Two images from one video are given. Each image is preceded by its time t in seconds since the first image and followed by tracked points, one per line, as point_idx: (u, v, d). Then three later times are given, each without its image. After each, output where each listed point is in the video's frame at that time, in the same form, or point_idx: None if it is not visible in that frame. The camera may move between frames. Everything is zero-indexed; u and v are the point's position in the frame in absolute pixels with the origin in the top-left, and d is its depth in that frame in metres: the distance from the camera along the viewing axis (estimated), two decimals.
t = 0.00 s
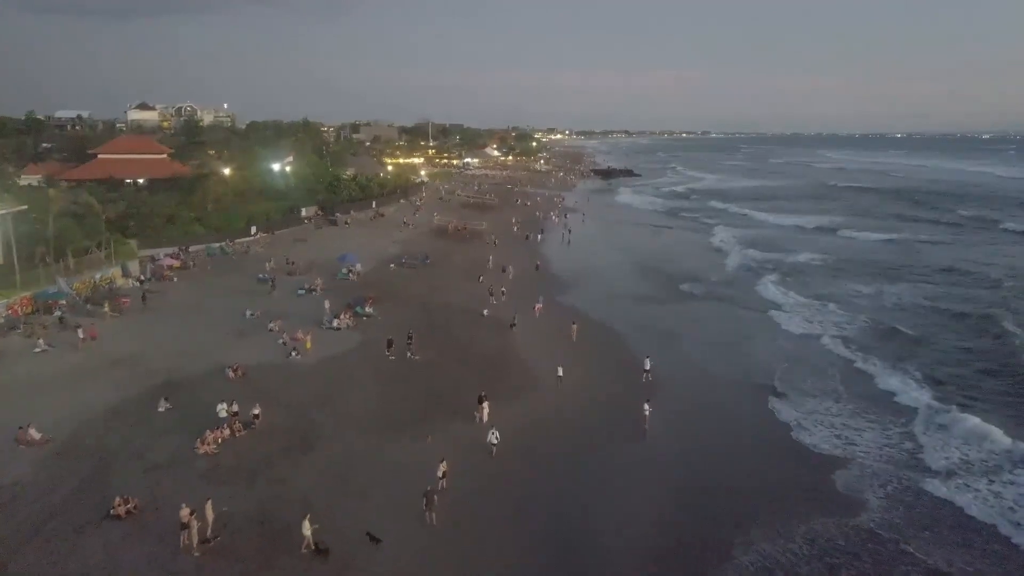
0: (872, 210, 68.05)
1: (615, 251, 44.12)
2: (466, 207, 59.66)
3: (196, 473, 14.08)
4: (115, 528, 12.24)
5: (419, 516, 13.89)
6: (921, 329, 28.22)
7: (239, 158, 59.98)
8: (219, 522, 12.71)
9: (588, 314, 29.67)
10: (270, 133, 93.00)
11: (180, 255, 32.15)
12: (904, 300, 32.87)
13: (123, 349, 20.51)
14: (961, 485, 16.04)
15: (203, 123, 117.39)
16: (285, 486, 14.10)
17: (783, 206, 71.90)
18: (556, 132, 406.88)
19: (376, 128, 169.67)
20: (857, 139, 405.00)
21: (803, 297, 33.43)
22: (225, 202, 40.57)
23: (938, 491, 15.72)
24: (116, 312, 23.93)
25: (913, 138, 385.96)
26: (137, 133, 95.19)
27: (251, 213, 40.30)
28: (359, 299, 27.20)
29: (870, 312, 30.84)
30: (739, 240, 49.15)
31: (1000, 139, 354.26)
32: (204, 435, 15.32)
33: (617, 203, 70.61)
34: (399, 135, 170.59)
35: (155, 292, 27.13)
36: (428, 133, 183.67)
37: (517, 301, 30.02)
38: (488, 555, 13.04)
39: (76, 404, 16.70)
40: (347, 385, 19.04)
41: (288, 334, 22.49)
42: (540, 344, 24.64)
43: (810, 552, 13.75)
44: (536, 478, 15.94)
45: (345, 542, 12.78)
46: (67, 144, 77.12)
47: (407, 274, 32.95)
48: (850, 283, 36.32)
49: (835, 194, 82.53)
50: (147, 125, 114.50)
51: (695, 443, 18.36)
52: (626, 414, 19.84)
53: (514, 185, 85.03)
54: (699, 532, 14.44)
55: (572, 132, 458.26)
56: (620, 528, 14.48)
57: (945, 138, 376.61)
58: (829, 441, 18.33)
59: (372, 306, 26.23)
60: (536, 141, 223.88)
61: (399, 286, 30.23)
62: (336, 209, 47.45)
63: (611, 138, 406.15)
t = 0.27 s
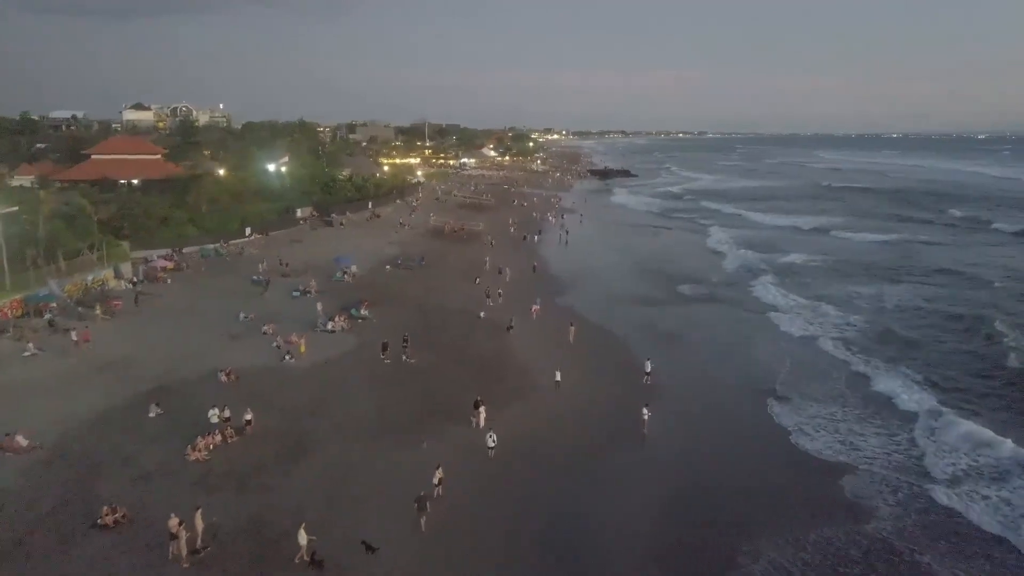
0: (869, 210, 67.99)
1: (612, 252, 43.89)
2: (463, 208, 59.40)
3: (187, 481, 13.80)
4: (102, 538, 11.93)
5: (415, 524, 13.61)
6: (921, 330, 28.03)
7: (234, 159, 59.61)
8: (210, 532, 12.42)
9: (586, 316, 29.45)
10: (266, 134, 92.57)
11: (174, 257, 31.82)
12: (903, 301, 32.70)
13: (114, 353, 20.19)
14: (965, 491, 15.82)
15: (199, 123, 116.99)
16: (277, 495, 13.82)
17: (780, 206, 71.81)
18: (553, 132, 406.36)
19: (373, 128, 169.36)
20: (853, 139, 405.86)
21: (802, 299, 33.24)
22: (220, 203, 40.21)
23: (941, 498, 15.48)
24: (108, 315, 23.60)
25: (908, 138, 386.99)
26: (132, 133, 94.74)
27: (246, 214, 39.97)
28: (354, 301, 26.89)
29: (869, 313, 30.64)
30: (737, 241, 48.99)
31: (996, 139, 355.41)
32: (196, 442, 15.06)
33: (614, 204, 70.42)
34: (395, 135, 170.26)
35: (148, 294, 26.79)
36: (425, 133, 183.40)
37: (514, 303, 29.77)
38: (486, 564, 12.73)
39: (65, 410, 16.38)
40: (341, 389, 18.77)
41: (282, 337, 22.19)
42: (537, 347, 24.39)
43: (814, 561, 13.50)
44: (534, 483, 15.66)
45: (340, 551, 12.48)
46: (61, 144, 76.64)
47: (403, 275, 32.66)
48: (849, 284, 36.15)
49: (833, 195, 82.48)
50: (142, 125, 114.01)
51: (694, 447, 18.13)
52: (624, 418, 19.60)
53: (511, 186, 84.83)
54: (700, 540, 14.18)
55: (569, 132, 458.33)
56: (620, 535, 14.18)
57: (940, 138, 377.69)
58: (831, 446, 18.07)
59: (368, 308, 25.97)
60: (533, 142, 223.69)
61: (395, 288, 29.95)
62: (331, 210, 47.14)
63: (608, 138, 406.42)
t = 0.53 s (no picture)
0: (866, 211, 67.90)
1: (608, 253, 43.65)
2: (459, 209, 59.11)
3: (175, 491, 13.49)
4: (87, 550, 11.63)
5: (409, 534, 13.31)
6: (920, 332, 27.86)
7: (228, 159, 59.13)
8: (198, 544, 12.12)
9: (583, 319, 29.20)
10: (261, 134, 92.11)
11: (166, 259, 31.42)
12: (901, 302, 32.54)
13: (104, 357, 19.84)
14: (967, 498, 15.62)
15: (193, 123, 116.41)
16: (268, 503, 13.52)
17: (776, 206, 71.71)
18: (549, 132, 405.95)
19: (368, 128, 168.92)
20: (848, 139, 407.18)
21: (799, 300, 33.05)
22: (213, 204, 39.83)
23: (943, 505, 15.28)
24: (98, 318, 23.25)
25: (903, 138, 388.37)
26: (126, 133, 94.17)
27: (240, 215, 39.61)
28: (349, 303, 26.59)
29: (867, 315, 30.47)
30: (733, 242, 48.81)
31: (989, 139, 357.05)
32: (185, 449, 14.74)
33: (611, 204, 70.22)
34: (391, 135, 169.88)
35: (139, 297, 26.42)
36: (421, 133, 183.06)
37: (510, 305, 29.51)
38: None
39: (52, 417, 16.04)
40: (334, 395, 18.47)
41: (274, 340, 21.89)
42: (533, 350, 24.12)
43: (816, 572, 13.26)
44: (530, 490, 15.37)
45: (333, 562, 12.20)
46: (54, 144, 76.09)
47: (398, 277, 32.35)
48: (846, 285, 36.00)
49: (829, 194, 82.44)
50: (136, 125, 113.38)
51: (693, 452, 17.90)
52: (621, 422, 19.36)
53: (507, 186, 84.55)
54: (700, 548, 13.94)
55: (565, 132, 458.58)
56: (618, 544, 13.93)
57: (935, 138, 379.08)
58: (830, 452, 17.86)
59: (362, 311, 25.67)
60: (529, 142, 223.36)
61: (390, 290, 29.65)
62: (326, 211, 46.81)
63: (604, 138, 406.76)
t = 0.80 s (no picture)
0: (863, 211, 67.71)
1: (606, 254, 43.35)
2: (455, 209, 58.77)
3: (164, 500, 13.14)
4: (72, 563, 11.27)
5: (404, 542, 12.97)
6: (920, 334, 27.62)
7: (222, 159, 58.67)
8: (186, 556, 11.78)
9: (580, 321, 28.91)
10: (256, 134, 91.57)
11: (158, 260, 31.03)
12: (901, 304, 32.30)
13: (93, 362, 19.46)
14: (972, 505, 15.35)
15: (188, 123, 115.88)
16: (259, 512, 13.18)
17: (773, 207, 71.54)
18: (545, 133, 406.21)
19: (364, 128, 168.48)
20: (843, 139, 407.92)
21: (798, 302, 32.78)
22: (206, 205, 39.41)
23: (948, 514, 15.00)
24: (88, 321, 22.85)
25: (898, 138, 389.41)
26: (120, 133, 93.61)
27: (233, 216, 39.21)
28: (343, 306, 26.25)
29: (866, 316, 30.22)
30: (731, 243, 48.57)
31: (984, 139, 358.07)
32: (174, 457, 14.39)
33: (607, 205, 69.98)
34: (386, 135, 169.37)
35: (130, 299, 26.01)
36: (417, 133, 182.71)
37: (507, 308, 29.19)
38: None
39: (37, 423, 15.65)
40: (328, 400, 18.12)
41: (267, 344, 21.53)
42: (530, 354, 23.80)
43: None
44: (529, 497, 15.04)
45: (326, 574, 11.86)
46: (46, 145, 75.51)
47: (394, 279, 32.01)
48: (845, 286, 35.76)
49: (825, 195, 82.37)
50: (130, 125, 112.83)
51: (693, 457, 17.60)
52: (620, 427, 19.08)
53: (504, 186, 84.20)
54: (702, 555, 13.62)
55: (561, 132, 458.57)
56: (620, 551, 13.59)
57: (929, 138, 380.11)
58: (832, 459, 17.57)
59: (357, 314, 25.35)
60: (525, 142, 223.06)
61: (385, 292, 29.31)
62: (321, 212, 46.43)
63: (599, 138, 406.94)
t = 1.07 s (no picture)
0: (862, 211, 67.47)
1: (604, 255, 43.06)
2: (452, 210, 58.45)
3: (153, 510, 12.86)
4: None
5: (398, 551, 12.67)
6: (921, 336, 27.37)
7: (217, 160, 58.25)
8: (175, 568, 11.49)
9: (579, 323, 28.64)
10: (252, 134, 91.12)
11: (151, 262, 30.71)
12: (901, 306, 32.04)
13: (83, 366, 19.15)
14: (978, 512, 15.08)
15: (184, 124, 115.37)
16: (251, 523, 12.89)
17: (772, 207, 71.32)
18: (543, 133, 406.21)
19: (361, 128, 168.07)
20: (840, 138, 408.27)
21: (798, 303, 32.51)
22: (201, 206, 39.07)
23: (953, 521, 14.73)
24: (79, 324, 22.53)
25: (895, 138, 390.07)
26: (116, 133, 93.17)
27: (228, 217, 38.88)
28: (339, 308, 25.96)
29: (867, 318, 29.95)
30: (730, 244, 48.36)
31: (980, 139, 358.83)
32: (164, 465, 14.10)
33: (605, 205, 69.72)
34: (384, 136, 168.92)
35: (123, 302, 25.69)
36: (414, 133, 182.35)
37: (504, 310, 28.91)
38: None
39: (26, 430, 15.35)
40: (322, 406, 17.82)
41: (261, 348, 21.22)
42: (528, 357, 23.51)
43: None
44: (527, 503, 14.73)
45: None
46: (41, 145, 75.09)
47: (390, 281, 31.70)
48: (845, 287, 35.53)
49: (824, 196, 82.19)
50: (126, 125, 112.35)
51: (694, 462, 17.33)
52: (619, 431, 18.80)
53: (501, 187, 83.87)
54: (705, 561, 13.31)
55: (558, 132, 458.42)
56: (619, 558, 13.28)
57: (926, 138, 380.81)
58: (834, 463, 17.26)
59: (352, 317, 25.05)
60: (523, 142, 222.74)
61: (381, 294, 29.02)
62: (317, 213, 46.10)
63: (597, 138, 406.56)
